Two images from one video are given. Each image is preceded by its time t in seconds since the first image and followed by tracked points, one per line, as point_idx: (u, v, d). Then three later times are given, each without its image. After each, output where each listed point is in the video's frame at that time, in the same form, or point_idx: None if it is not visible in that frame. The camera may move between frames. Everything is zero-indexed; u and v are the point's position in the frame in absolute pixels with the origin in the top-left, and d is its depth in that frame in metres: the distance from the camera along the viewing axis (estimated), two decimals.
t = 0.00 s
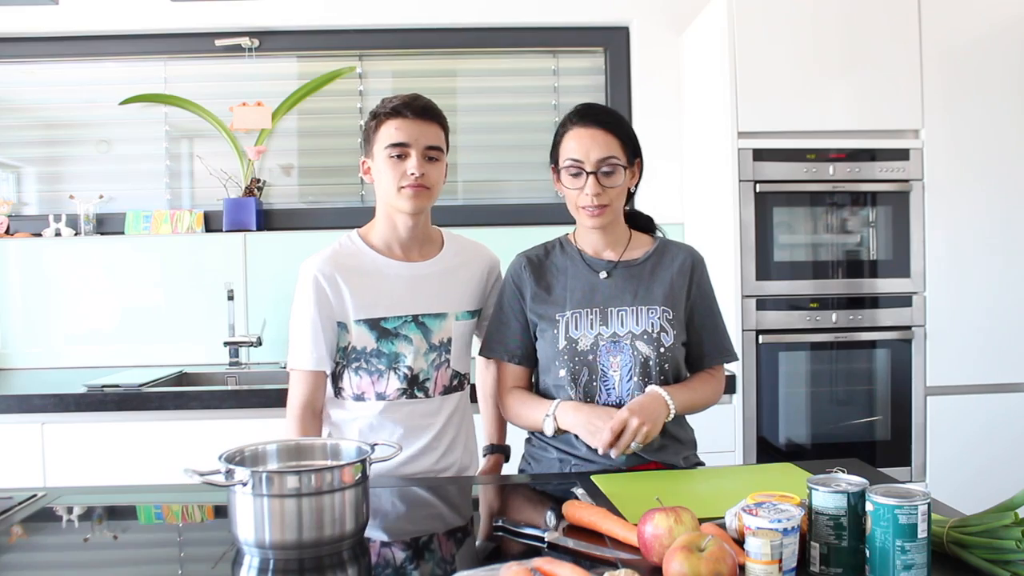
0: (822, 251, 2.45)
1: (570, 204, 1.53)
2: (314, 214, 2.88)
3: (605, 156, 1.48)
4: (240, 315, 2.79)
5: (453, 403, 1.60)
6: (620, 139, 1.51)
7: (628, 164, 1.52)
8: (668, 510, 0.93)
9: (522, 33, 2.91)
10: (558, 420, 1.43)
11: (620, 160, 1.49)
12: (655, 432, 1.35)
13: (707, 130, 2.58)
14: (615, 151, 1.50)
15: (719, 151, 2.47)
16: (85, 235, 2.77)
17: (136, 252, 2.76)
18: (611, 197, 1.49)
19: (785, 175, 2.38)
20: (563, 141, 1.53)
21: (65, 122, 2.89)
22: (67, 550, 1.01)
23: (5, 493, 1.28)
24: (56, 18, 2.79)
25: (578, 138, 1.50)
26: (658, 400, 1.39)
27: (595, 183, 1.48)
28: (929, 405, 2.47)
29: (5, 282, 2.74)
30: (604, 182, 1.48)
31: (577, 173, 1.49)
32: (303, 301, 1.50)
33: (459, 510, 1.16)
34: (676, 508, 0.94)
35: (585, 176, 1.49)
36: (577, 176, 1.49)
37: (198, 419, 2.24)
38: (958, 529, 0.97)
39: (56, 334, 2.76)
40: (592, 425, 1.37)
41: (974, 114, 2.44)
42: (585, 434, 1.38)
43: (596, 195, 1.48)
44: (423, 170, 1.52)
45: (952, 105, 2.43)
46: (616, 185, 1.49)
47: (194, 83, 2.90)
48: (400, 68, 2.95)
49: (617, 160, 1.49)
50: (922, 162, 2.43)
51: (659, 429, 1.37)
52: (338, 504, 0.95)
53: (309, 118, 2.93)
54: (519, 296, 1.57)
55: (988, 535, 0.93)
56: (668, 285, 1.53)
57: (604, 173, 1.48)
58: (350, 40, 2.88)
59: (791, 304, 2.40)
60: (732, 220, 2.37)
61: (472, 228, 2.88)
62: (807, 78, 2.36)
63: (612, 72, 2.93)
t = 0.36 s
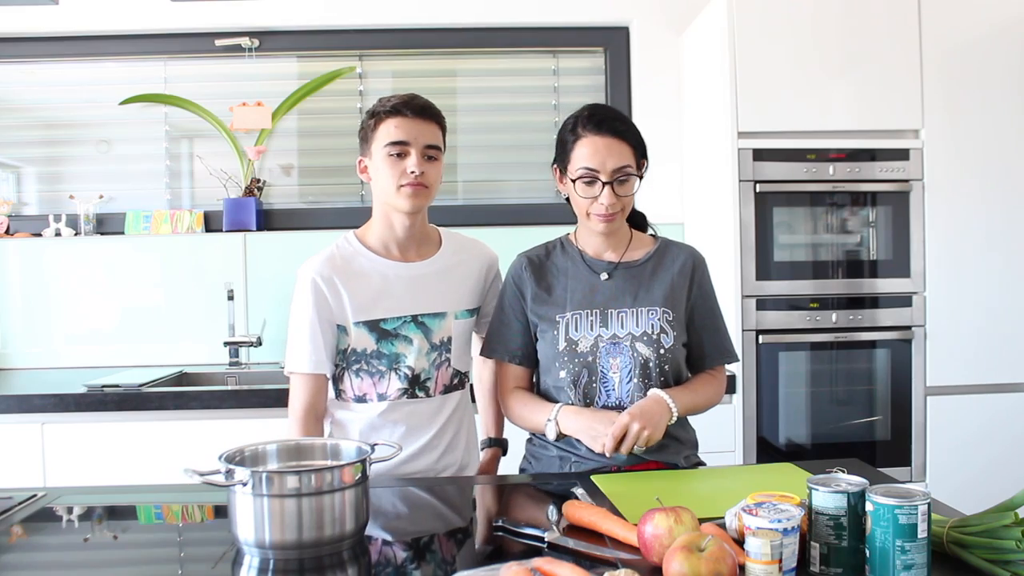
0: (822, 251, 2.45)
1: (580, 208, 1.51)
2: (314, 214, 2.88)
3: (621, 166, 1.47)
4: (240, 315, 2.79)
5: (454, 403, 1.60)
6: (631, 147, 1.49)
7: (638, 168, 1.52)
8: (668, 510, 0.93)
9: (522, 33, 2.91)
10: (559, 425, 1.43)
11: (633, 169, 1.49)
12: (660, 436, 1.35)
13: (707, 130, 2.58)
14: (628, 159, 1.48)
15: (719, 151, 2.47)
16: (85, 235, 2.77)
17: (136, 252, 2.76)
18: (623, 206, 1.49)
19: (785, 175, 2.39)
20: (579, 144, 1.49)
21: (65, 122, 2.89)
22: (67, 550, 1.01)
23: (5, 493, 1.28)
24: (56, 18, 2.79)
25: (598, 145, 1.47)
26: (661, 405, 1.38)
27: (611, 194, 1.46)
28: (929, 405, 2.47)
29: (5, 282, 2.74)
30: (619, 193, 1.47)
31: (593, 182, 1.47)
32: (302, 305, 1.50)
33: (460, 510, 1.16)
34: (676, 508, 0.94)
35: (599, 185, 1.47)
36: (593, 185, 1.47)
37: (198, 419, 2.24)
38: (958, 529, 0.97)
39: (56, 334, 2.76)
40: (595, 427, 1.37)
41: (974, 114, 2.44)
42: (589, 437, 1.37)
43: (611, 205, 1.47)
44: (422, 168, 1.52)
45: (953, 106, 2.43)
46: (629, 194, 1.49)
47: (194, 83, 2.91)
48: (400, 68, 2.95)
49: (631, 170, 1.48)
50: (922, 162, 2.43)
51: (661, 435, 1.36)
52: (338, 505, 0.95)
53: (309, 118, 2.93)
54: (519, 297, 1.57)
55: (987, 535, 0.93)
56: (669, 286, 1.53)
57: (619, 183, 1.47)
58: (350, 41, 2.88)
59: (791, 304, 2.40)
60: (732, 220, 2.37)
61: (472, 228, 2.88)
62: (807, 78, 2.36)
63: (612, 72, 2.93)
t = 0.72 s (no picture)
0: (822, 251, 2.45)
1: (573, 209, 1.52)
2: (314, 214, 2.88)
3: (611, 168, 1.46)
4: (240, 315, 2.79)
5: (455, 403, 1.61)
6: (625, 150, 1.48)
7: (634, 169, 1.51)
8: (668, 510, 0.93)
9: (522, 33, 2.91)
10: (561, 422, 1.43)
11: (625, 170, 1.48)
12: (660, 436, 1.35)
13: (707, 130, 2.58)
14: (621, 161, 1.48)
15: (719, 152, 2.47)
16: (85, 235, 2.77)
17: (136, 252, 2.76)
18: (616, 207, 1.49)
19: (785, 175, 2.38)
20: (573, 147, 1.49)
21: (65, 122, 2.89)
22: (67, 550, 1.01)
23: (5, 493, 1.28)
24: (56, 18, 2.79)
25: (589, 147, 1.47)
26: (664, 403, 1.38)
27: (600, 195, 1.47)
28: (929, 405, 2.47)
29: (5, 282, 2.74)
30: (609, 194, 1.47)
31: (583, 184, 1.47)
32: (302, 307, 1.49)
33: (460, 510, 1.16)
34: (676, 508, 0.94)
35: (589, 186, 1.47)
36: (583, 187, 1.48)
37: (198, 419, 2.24)
38: (958, 529, 0.97)
39: (55, 333, 2.76)
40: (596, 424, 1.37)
41: (974, 114, 2.44)
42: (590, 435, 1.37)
43: (600, 207, 1.47)
44: (422, 170, 1.52)
45: (953, 107, 2.43)
46: (621, 196, 1.48)
47: (194, 83, 2.90)
48: (400, 68, 2.95)
49: (623, 172, 1.47)
50: (922, 162, 2.43)
51: (663, 434, 1.36)
52: (338, 504, 0.95)
53: (309, 118, 2.93)
54: (522, 295, 1.57)
55: (987, 534, 0.93)
56: (671, 286, 1.53)
57: (610, 185, 1.47)
58: (350, 40, 2.88)
59: (791, 304, 2.40)
60: (732, 220, 2.37)
61: (471, 228, 2.88)
62: (807, 78, 2.36)
63: (612, 73, 2.93)
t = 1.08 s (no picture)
0: (822, 251, 2.45)
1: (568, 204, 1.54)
2: (314, 214, 2.88)
3: (597, 161, 1.47)
4: (240, 315, 2.79)
5: (455, 403, 1.61)
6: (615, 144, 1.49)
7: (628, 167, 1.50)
8: (668, 510, 0.93)
9: (522, 33, 2.91)
10: (559, 420, 1.43)
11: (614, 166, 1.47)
12: (657, 439, 1.35)
13: (707, 130, 2.58)
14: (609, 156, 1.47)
15: (719, 152, 2.47)
16: (85, 235, 2.77)
17: (136, 252, 2.76)
18: (604, 202, 1.48)
19: (785, 175, 2.38)
20: (564, 142, 1.52)
21: (65, 122, 2.89)
22: (67, 550, 1.01)
23: (5, 493, 1.28)
24: (56, 18, 2.79)
25: (579, 142, 1.48)
26: (662, 406, 1.38)
27: (585, 187, 1.47)
28: (929, 405, 2.47)
29: (5, 281, 2.74)
30: (596, 187, 1.47)
31: (571, 177, 1.49)
32: (303, 308, 1.49)
33: (460, 509, 1.16)
34: (676, 508, 0.94)
35: (577, 178, 1.48)
36: (571, 180, 1.49)
37: (198, 419, 2.24)
38: (959, 529, 0.97)
39: (55, 334, 2.76)
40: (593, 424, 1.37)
41: (974, 115, 2.44)
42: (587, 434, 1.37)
43: (586, 199, 1.48)
44: (429, 174, 1.53)
45: (953, 107, 2.43)
46: (609, 190, 1.47)
47: (194, 83, 2.90)
48: (400, 68, 2.95)
49: (610, 166, 1.47)
50: (922, 162, 2.43)
51: (661, 436, 1.36)
52: (338, 504, 0.95)
53: (309, 118, 2.93)
54: (522, 291, 1.57)
55: (987, 535, 0.93)
56: (671, 286, 1.52)
57: (596, 179, 1.47)
58: (350, 40, 2.88)
59: (791, 305, 2.40)
60: (732, 220, 2.37)
61: (471, 228, 2.88)
62: (808, 78, 2.36)
63: (612, 73, 2.93)
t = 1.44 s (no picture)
0: (822, 251, 2.45)
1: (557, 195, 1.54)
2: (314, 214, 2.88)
3: (593, 146, 1.49)
4: (240, 315, 2.79)
5: (455, 401, 1.62)
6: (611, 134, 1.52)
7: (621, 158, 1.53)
8: (668, 510, 0.93)
9: (522, 33, 2.91)
10: (551, 422, 1.43)
11: (610, 153, 1.50)
12: (648, 440, 1.35)
13: (707, 130, 2.58)
14: (604, 144, 1.50)
15: (719, 152, 2.47)
16: (85, 235, 2.77)
17: (136, 252, 2.76)
18: (598, 187, 1.49)
19: (785, 175, 2.38)
20: (558, 133, 1.55)
21: (65, 122, 2.89)
22: (67, 550, 1.01)
23: (5, 493, 1.28)
24: (56, 18, 2.79)
25: (575, 129, 1.51)
26: (653, 406, 1.38)
27: (580, 171, 1.48)
28: (929, 405, 2.47)
29: (5, 281, 2.74)
30: (591, 172, 1.48)
31: (566, 162, 1.50)
32: (301, 307, 1.49)
33: (460, 509, 1.16)
34: (676, 508, 0.94)
35: (572, 163, 1.50)
36: (565, 165, 1.50)
37: (198, 419, 2.24)
38: (958, 529, 0.97)
39: (55, 334, 2.76)
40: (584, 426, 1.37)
41: (974, 115, 2.44)
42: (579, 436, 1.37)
43: (580, 183, 1.48)
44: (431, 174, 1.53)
45: (952, 107, 2.43)
46: (603, 176, 1.49)
47: (193, 83, 2.90)
48: (400, 68, 2.95)
49: (605, 151, 1.49)
50: (922, 162, 2.43)
51: (652, 437, 1.36)
52: (338, 504, 0.95)
53: (309, 118, 2.93)
54: (512, 294, 1.57)
55: (987, 534, 0.93)
56: (662, 286, 1.52)
57: (591, 163, 1.49)
58: (350, 40, 2.88)
59: (791, 305, 2.40)
60: (732, 220, 2.37)
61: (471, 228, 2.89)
62: (808, 79, 2.36)
63: (612, 73, 2.93)
